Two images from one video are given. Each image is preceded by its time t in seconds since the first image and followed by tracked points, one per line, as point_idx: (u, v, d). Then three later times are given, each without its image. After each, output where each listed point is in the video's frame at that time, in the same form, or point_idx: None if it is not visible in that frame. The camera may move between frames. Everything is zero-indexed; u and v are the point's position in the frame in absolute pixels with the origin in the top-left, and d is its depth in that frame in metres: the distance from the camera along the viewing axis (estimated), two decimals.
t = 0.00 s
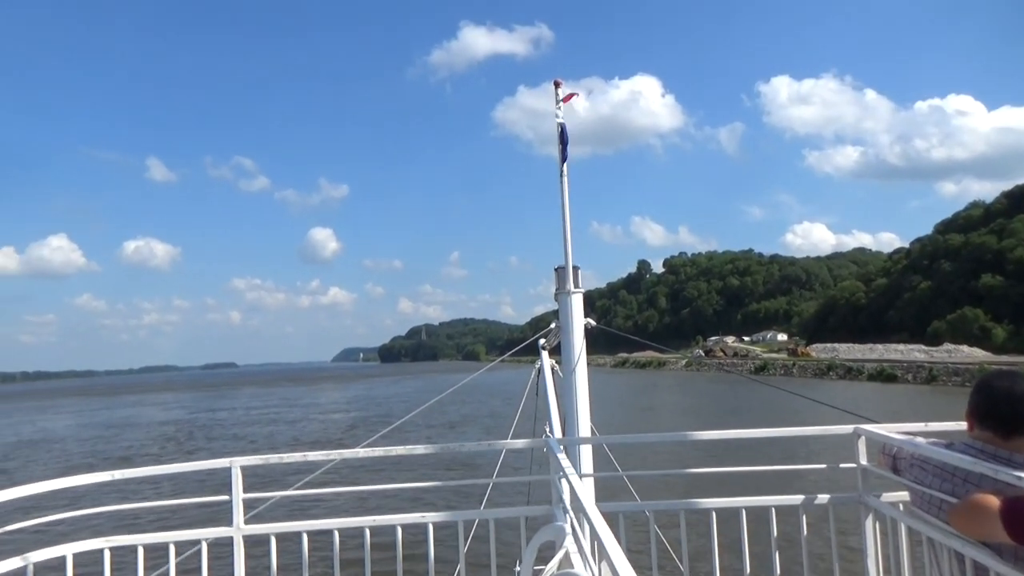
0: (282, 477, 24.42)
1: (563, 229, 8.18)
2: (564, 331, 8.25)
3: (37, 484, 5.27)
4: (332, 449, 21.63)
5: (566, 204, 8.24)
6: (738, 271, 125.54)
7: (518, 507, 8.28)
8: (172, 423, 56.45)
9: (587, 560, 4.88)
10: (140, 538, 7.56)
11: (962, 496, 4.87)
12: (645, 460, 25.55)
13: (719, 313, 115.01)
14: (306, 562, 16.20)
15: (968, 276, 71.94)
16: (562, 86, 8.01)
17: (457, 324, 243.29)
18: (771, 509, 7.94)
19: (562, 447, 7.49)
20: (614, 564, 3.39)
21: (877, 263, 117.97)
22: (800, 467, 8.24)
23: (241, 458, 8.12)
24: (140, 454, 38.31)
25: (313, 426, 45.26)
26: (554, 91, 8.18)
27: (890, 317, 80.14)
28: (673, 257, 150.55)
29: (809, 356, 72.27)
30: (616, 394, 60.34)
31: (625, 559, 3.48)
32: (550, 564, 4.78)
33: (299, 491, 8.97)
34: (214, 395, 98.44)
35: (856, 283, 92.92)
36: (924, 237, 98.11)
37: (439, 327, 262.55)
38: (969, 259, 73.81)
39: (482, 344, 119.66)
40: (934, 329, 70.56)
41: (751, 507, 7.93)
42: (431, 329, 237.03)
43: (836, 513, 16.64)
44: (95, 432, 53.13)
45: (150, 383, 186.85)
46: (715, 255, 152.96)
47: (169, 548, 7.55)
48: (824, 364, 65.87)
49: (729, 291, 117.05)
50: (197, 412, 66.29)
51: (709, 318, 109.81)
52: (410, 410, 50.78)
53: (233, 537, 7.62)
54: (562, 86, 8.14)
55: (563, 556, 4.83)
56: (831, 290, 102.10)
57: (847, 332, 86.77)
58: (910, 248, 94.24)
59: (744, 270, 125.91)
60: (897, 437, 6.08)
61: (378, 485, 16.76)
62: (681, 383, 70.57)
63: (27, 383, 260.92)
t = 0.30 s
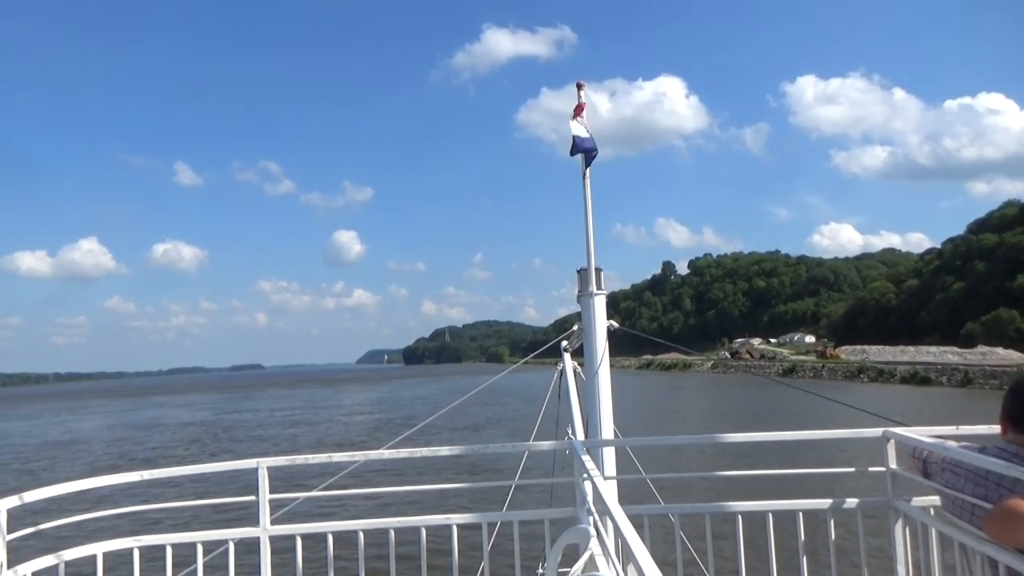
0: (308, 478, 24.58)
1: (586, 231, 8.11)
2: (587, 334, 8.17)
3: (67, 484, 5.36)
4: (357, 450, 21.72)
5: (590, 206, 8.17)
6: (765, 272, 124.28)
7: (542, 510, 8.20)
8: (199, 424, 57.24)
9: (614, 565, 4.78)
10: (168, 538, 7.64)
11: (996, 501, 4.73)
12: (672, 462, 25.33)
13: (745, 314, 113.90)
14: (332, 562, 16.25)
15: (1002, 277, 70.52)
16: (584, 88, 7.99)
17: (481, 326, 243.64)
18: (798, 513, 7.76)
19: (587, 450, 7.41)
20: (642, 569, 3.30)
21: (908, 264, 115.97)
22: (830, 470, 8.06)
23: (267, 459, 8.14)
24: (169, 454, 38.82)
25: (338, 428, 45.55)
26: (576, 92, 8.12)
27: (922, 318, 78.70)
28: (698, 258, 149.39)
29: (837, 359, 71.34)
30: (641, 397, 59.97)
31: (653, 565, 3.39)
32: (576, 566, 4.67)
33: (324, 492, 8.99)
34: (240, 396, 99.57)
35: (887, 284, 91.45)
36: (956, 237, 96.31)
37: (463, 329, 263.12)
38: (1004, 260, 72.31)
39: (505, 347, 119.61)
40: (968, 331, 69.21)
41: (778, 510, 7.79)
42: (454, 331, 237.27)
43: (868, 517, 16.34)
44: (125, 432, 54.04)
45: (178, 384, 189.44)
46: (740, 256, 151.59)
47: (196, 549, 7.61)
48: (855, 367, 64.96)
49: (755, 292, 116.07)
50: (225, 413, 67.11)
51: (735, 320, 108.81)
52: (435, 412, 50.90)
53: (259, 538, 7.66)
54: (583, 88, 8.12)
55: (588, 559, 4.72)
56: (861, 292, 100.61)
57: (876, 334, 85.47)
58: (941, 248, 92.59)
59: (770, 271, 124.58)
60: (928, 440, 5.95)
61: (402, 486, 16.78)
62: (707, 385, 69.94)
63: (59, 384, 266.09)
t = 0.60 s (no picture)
0: (322, 480, 24.66)
1: (597, 232, 8.08)
2: (598, 336, 8.14)
3: (86, 484, 5.45)
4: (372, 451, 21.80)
5: (601, 207, 8.14)
6: (780, 272, 123.53)
7: (554, 512, 8.15)
8: (213, 425, 57.58)
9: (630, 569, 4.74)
10: (184, 539, 7.71)
11: (1015, 504, 4.68)
12: (687, 464, 25.22)
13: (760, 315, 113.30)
14: (346, 563, 16.31)
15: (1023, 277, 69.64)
16: (595, 89, 7.97)
17: (493, 327, 243.63)
18: (812, 516, 7.67)
19: (598, 453, 7.38)
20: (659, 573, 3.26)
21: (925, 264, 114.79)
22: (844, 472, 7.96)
23: (280, 461, 8.17)
24: (184, 456, 39.10)
25: (351, 429, 45.71)
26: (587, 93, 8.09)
27: (940, 318, 77.90)
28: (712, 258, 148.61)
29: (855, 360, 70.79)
30: (654, 398, 59.74)
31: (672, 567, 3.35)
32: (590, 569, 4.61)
33: (338, 494, 9.02)
34: (253, 398, 100.16)
35: (904, 284, 90.59)
36: (975, 236, 95.25)
37: (476, 330, 263.29)
38: None
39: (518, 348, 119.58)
40: (988, 331, 68.45)
41: (791, 513, 7.69)
42: (467, 332, 237.25)
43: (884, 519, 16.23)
44: (140, 434, 54.45)
45: (192, 386, 190.83)
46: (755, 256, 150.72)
47: (212, 549, 7.67)
48: (873, 367, 64.49)
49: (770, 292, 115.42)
50: (239, 415, 67.55)
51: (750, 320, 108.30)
52: (448, 413, 50.92)
53: (273, 539, 7.72)
54: (594, 89, 8.08)
55: (601, 562, 4.67)
56: (877, 292, 99.76)
57: (893, 335, 84.70)
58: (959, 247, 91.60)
59: (785, 271, 123.79)
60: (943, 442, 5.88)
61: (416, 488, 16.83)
62: (721, 386, 69.62)
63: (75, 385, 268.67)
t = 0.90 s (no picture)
0: (331, 480, 24.64)
1: (606, 231, 8.00)
2: (608, 336, 8.06)
3: (97, 484, 5.46)
4: (381, 451, 21.80)
5: (609, 206, 8.07)
6: (792, 270, 122.78)
7: (564, 512, 8.07)
8: (223, 425, 57.81)
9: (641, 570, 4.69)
10: (196, 538, 7.70)
11: None
12: (700, 465, 25.01)
13: (772, 314, 112.54)
14: (357, 563, 16.28)
15: None
16: (603, 89, 7.94)
17: (503, 326, 243.30)
18: (823, 517, 7.53)
19: (607, 453, 7.27)
20: None
21: (940, 262, 113.65)
22: (857, 472, 7.82)
23: (291, 460, 8.14)
24: (194, 455, 39.20)
25: (362, 429, 45.68)
26: (596, 93, 8.02)
27: (956, 317, 77.16)
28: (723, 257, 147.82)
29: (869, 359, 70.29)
30: (665, 398, 59.45)
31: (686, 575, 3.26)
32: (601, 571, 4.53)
33: (350, 493, 8.97)
34: (264, 398, 100.42)
35: (919, 283, 89.85)
36: (991, 234, 94.30)
37: (486, 329, 263.01)
38: None
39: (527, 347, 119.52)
40: (1004, 330, 67.74)
41: (802, 514, 7.55)
42: (476, 331, 237.38)
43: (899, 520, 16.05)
44: (151, 433, 54.65)
45: (203, 385, 191.56)
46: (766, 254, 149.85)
47: (221, 548, 7.65)
48: (888, 367, 64.06)
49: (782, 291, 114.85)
50: (249, 414, 67.78)
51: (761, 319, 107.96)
52: (458, 413, 50.80)
53: (283, 538, 7.67)
54: (601, 89, 8.03)
55: (611, 562, 4.60)
56: (891, 290, 98.94)
57: (908, 334, 84.00)
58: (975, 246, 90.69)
59: (797, 270, 122.98)
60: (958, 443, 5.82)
61: (426, 489, 16.77)
62: (732, 386, 69.33)
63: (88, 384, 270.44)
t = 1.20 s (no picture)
0: (342, 456, 24.77)
1: (616, 208, 7.88)
2: (616, 314, 7.97)
3: (109, 457, 5.46)
4: (390, 427, 21.90)
5: (619, 182, 7.93)
6: (803, 248, 121.86)
7: (573, 488, 8.03)
8: (234, 401, 58.22)
9: (652, 545, 4.65)
10: (207, 512, 7.73)
11: None
12: (711, 442, 24.95)
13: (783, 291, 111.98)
14: (367, 537, 16.38)
15: None
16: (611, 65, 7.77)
17: (512, 303, 243.33)
18: (834, 494, 7.45)
19: (617, 429, 7.22)
20: (691, 563, 3.09)
21: (954, 240, 112.52)
22: (868, 450, 7.72)
23: (302, 435, 8.14)
24: (206, 430, 39.56)
25: (372, 405, 45.92)
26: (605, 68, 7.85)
27: (969, 295, 76.52)
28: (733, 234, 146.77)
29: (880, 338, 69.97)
30: (674, 375, 59.43)
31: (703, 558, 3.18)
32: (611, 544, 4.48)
33: (359, 468, 8.97)
34: (275, 374, 101.21)
35: (932, 260, 89.04)
36: (1006, 211, 93.22)
37: (496, 306, 263.34)
38: None
39: (536, 324, 119.58)
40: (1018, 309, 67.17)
41: (812, 490, 7.48)
42: (485, 308, 237.49)
43: (913, 497, 15.92)
44: (162, 409, 55.09)
45: (215, 361, 193.45)
46: (778, 231, 148.76)
47: (234, 521, 7.68)
48: (901, 345, 63.74)
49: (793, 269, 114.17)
50: (259, 390, 68.25)
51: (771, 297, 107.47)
52: (468, 389, 50.94)
53: (294, 512, 7.69)
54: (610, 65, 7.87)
55: (621, 537, 4.56)
56: (903, 268, 98.14)
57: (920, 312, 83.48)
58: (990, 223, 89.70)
59: (809, 247, 122.07)
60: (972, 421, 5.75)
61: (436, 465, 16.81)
62: (742, 364, 69.14)
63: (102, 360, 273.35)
